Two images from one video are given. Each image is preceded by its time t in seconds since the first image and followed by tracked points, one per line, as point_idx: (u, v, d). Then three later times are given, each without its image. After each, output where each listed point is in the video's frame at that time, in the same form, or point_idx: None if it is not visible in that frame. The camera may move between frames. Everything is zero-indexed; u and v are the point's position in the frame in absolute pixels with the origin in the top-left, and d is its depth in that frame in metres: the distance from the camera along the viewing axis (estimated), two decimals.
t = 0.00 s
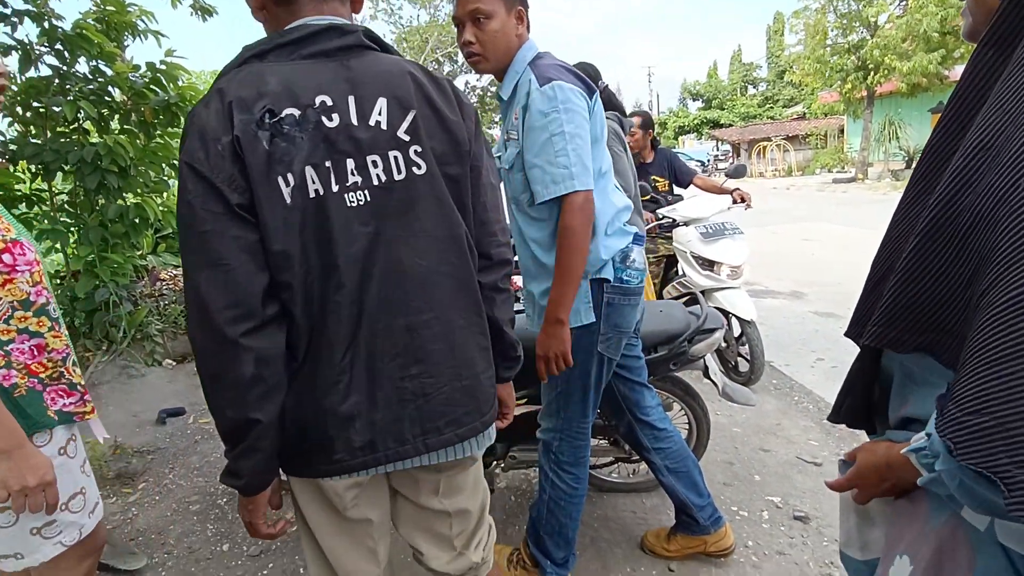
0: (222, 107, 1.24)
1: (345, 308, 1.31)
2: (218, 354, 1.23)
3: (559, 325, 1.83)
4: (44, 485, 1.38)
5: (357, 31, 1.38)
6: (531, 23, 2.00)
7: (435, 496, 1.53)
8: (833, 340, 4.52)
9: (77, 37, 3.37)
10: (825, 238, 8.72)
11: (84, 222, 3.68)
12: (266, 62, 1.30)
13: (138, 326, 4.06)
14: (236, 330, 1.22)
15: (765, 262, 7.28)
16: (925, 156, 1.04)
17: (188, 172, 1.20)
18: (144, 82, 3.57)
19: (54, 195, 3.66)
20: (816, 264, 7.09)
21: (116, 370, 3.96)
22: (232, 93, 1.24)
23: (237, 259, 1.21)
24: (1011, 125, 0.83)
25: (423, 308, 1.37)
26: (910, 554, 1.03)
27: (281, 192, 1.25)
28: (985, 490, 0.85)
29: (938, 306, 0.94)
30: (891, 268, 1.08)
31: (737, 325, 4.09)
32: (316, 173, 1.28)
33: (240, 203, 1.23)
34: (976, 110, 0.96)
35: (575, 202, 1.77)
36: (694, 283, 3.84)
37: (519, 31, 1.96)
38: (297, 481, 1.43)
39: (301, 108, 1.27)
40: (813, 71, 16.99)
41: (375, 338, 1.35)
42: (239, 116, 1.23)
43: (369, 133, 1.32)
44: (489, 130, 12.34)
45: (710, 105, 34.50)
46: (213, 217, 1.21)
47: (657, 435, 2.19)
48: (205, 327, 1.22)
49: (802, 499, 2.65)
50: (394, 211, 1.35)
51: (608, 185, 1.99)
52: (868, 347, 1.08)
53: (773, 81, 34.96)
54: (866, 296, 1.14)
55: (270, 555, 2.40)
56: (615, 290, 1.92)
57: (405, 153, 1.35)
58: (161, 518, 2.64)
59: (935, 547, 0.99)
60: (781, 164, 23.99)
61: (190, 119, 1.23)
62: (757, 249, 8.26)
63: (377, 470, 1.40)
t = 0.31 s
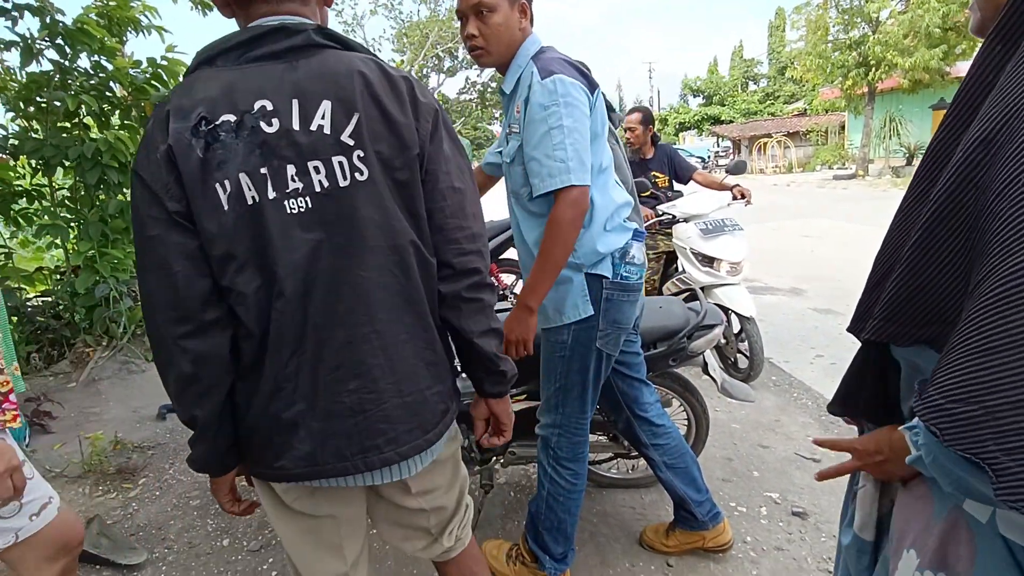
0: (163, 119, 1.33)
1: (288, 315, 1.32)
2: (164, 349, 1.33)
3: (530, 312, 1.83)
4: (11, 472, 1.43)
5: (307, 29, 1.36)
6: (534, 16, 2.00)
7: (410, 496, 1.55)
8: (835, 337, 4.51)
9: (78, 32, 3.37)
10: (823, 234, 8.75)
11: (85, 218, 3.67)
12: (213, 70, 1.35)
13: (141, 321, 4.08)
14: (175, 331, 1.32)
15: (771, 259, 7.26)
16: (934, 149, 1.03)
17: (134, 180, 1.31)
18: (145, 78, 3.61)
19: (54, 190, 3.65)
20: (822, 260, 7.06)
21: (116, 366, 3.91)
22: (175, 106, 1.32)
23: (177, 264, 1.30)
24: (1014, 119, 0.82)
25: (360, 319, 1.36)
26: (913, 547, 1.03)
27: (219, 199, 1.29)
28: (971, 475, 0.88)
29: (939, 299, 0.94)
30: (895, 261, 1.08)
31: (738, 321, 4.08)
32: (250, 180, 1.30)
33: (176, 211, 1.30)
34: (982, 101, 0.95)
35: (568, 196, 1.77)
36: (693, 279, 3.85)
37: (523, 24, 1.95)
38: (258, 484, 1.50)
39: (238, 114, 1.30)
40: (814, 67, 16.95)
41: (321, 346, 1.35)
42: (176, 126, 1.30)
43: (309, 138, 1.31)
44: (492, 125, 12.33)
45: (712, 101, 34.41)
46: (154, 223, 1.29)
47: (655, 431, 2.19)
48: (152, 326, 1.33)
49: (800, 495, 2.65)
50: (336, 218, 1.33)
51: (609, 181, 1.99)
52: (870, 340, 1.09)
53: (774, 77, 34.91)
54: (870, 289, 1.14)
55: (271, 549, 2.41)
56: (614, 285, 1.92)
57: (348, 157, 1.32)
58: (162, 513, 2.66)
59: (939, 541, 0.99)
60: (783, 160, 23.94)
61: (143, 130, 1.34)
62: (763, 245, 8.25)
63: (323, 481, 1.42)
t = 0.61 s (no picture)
0: (165, 120, 1.33)
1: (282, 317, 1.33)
2: (163, 348, 1.35)
3: (574, 320, 1.82)
4: None
5: (309, 35, 1.36)
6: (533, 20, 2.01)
7: (404, 496, 1.56)
8: (834, 339, 4.51)
9: (83, 34, 3.39)
10: (822, 235, 8.75)
11: (88, 220, 3.69)
12: (212, 72, 1.35)
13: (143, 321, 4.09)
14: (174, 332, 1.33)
15: (771, 260, 7.27)
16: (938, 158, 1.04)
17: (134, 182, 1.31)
18: (148, 80, 3.60)
19: (58, 190, 3.66)
20: (822, 261, 7.07)
21: (117, 367, 3.93)
22: (175, 107, 1.32)
23: (173, 267, 1.30)
24: (1019, 127, 0.83)
25: (358, 323, 1.37)
26: (924, 564, 1.02)
27: (219, 202, 1.30)
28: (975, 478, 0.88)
29: (944, 305, 0.94)
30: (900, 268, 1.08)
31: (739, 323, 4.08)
32: (250, 183, 1.31)
33: (178, 212, 1.30)
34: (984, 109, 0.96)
35: (576, 198, 1.78)
36: (694, 280, 3.85)
37: (523, 29, 1.96)
38: (256, 484, 1.51)
39: (238, 118, 1.31)
40: (816, 68, 16.95)
41: (316, 348, 1.36)
42: (176, 128, 1.30)
43: (309, 144, 1.32)
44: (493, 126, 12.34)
45: (713, 102, 34.42)
46: (154, 225, 1.30)
47: (655, 433, 2.20)
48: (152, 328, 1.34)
49: (800, 496, 2.66)
50: (335, 222, 1.34)
51: (609, 183, 2.00)
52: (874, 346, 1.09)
53: (774, 78, 34.91)
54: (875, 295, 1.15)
55: (272, 550, 2.42)
56: (614, 288, 1.93)
57: (348, 163, 1.34)
58: (163, 513, 2.67)
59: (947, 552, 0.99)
60: (784, 162, 23.94)
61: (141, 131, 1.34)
62: (762, 246, 8.25)
63: (318, 483, 1.44)
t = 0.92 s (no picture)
0: (176, 123, 1.31)
1: (289, 319, 1.34)
2: (172, 359, 1.31)
3: (565, 324, 1.83)
4: None
5: (317, 42, 1.39)
6: (519, 23, 1.96)
7: (402, 497, 1.57)
8: (833, 341, 4.52)
9: (87, 37, 3.41)
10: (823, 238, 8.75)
11: (89, 221, 3.70)
12: (222, 77, 1.35)
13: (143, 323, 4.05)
14: (186, 338, 1.30)
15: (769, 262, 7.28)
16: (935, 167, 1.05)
17: (142, 185, 1.28)
18: (151, 83, 3.59)
19: (60, 192, 3.68)
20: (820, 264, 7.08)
21: (118, 368, 3.93)
22: (186, 110, 1.31)
23: (187, 271, 1.28)
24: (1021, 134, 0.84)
25: (372, 326, 1.40)
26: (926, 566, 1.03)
27: (231, 206, 1.30)
28: (981, 484, 0.88)
29: (947, 311, 0.95)
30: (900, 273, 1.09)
31: (738, 325, 4.09)
32: (264, 188, 1.31)
33: (191, 217, 1.29)
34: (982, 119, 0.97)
35: (575, 201, 1.78)
36: (695, 283, 3.86)
37: (505, 37, 1.94)
38: (256, 488, 1.51)
39: (251, 124, 1.31)
40: (816, 71, 16.97)
41: (328, 350, 1.38)
42: (188, 132, 1.29)
43: (321, 149, 1.34)
44: (492, 129, 12.36)
45: (713, 105, 34.47)
46: (165, 229, 1.28)
47: (655, 435, 2.20)
48: (157, 334, 1.30)
49: (801, 499, 2.66)
50: (346, 226, 1.36)
51: (610, 186, 2.00)
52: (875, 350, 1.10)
53: (774, 81, 34.94)
54: (875, 301, 1.15)
55: (272, 552, 2.42)
56: (616, 292, 1.93)
57: (359, 168, 1.36)
58: (164, 514, 2.67)
59: (952, 556, 0.98)
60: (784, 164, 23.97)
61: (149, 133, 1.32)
62: (761, 249, 8.26)
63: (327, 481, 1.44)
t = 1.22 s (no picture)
0: (181, 124, 1.29)
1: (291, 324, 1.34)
2: (172, 366, 1.28)
3: (510, 329, 1.87)
4: (17, 534, 1.21)
5: (323, 47, 1.39)
6: (497, 30, 1.94)
7: (397, 502, 1.56)
8: (833, 344, 4.52)
9: (90, 41, 3.41)
10: (823, 240, 8.76)
11: (90, 223, 3.70)
12: (227, 80, 1.34)
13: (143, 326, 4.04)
14: (189, 344, 1.27)
15: (767, 265, 7.29)
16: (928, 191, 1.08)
17: (145, 187, 1.26)
18: (153, 87, 3.61)
19: (60, 195, 3.67)
20: (819, 266, 7.08)
21: (118, 371, 3.95)
22: (191, 112, 1.30)
23: (190, 274, 1.26)
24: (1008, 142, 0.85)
25: (378, 330, 1.40)
26: (926, 565, 1.03)
27: (235, 210, 1.29)
28: (985, 486, 0.88)
29: (949, 326, 0.93)
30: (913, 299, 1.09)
31: (738, 328, 4.08)
32: (270, 194, 1.31)
33: (196, 220, 1.27)
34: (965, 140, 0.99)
35: (539, 210, 1.78)
36: (695, 285, 3.86)
37: (480, 47, 1.93)
38: (253, 495, 1.49)
39: (257, 128, 1.31)
40: (817, 74, 16.98)
41: (330, 354, 1.37)
42: (193, 134, 1.28)
43: (327, 154, 1.34)
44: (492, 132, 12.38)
45: (713, 108, 34.52)
46: (168, 232, 1.26)
47: (651, 438, 2.20)
48: (158, 340, 1.27)
49: (802, 502, 2.65)
50: (351, 232, 1.37)
51: (597, 190, 2.00)
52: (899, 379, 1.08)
53: (773, 84, 35.00)
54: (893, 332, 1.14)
55: (271, 555, 2.41)
56: (604, 296, 1.92)
57: (365, 175, 1.37)
58: (164, 518, 2.66)
59: (955, 560, 0.98)
60: (784, 167, 23.99)
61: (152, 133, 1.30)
62: (760, 251, 8.27)
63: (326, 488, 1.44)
